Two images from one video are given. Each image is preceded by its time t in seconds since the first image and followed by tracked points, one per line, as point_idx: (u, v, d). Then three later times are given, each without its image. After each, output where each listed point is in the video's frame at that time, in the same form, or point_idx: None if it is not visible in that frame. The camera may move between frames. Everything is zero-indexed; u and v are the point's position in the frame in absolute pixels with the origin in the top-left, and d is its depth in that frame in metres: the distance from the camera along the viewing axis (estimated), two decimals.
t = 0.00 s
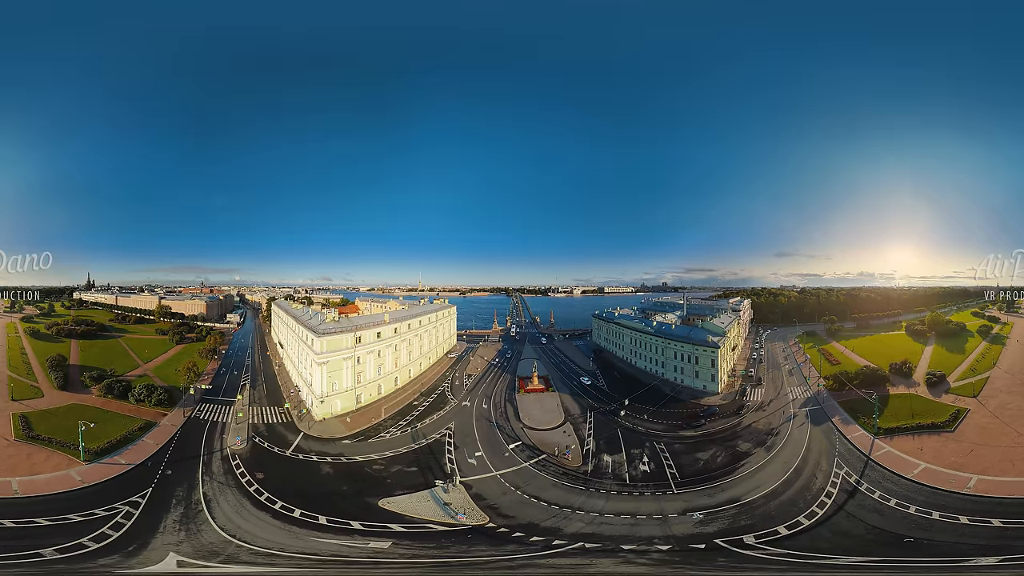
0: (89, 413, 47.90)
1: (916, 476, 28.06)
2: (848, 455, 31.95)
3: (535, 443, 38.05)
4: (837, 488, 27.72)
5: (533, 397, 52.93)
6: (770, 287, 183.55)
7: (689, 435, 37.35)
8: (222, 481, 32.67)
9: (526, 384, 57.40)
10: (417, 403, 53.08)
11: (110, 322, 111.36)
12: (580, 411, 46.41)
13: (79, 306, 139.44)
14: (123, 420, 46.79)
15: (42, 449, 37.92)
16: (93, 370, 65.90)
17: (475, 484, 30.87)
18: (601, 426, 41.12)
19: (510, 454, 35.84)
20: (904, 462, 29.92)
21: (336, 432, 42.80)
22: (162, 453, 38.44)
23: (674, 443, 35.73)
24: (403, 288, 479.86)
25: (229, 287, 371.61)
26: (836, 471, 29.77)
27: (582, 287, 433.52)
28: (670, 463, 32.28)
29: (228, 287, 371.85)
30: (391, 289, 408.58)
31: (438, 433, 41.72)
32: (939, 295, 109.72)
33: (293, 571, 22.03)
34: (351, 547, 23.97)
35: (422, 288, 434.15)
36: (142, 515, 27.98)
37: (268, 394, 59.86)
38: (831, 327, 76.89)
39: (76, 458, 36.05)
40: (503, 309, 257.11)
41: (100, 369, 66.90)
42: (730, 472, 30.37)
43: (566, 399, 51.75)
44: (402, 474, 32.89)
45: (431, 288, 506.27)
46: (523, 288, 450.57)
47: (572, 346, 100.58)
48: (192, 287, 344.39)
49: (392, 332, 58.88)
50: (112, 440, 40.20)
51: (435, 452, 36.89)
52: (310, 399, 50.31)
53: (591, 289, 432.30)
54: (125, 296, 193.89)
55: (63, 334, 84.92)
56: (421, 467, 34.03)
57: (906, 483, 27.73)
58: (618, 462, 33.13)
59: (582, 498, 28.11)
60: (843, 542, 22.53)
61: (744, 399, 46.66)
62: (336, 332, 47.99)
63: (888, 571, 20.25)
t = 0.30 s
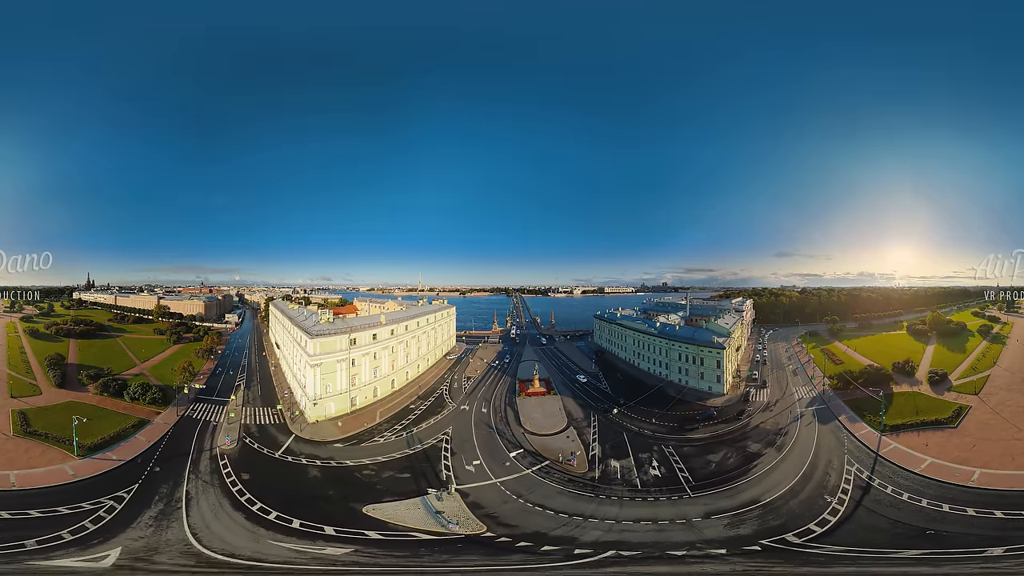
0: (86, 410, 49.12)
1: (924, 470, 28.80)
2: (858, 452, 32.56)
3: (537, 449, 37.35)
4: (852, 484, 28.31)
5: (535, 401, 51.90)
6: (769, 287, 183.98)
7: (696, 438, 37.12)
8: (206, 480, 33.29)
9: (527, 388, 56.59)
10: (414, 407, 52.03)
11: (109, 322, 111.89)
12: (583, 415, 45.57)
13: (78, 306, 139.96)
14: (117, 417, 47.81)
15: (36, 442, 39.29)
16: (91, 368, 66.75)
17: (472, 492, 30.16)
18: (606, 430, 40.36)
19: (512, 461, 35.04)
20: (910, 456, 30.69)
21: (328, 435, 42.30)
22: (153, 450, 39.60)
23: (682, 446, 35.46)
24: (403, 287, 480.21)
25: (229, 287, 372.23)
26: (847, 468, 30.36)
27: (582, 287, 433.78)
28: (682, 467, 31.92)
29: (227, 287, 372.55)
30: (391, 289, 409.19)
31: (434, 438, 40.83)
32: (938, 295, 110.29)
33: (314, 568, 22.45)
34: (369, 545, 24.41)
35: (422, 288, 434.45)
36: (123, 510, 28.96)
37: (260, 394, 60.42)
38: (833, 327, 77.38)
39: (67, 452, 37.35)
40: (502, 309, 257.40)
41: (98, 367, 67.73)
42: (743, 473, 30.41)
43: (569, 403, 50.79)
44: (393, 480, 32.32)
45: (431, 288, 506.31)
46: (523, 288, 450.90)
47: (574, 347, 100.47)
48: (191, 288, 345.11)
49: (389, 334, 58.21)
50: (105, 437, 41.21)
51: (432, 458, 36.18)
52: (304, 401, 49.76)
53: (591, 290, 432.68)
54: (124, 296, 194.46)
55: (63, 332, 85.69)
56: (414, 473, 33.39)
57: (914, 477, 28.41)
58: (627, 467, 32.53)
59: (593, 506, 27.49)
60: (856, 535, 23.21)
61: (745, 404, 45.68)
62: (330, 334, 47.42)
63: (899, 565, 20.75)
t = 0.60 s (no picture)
0: (83, 407, 50.33)
1: (931, 465, 29.68)
2: (866, 449, 33.29)
3: (539, 454, 36.69)
4: (865, 480, 28.96)
5: (535, 406, 51.09)
6: (769, 287, 184.67)
7: (704, 441, 36.99)
8: (191, 478, 33.99)
9: (528, 392, 55.87)
10: (411, 411, 51.15)
11: (108, 322, 112.43)
12: (587, 420, 44.71)
13: (77, 306, 140.50)
14: (112, 415, 48.96)
15: (33, 438, 40.81)
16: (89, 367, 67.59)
17: (468, 501, 29.46)
18: (612, 436, 39.65)
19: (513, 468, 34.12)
20: (916, 452, 31.59)
21: (320, 438, 42.08)
22: (145, 448, 40.62)
23: (692, 450, 35.32)
24: (403, 287, 481.18)
25: (228, 287, 372.77)
26: (858, 465, 31.02)
27: (582, 287, 434.18)
28: (694, 471, 31.76)
29: (227, 287, 373.38)
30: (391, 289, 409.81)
31: (431, 444, 40.09)
32: (938, 296, 110.75)
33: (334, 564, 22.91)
34: (388, 541, 25.06)
35: (422, 287, 435.14)
36: (107, 504, 30.08)
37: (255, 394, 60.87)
38: (835, 327, 77.85)
39: (63, 448, 38.89)
40: (502, 310, 257.93)
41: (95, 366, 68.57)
42: (758, 475, 30.60)
43: (572, 407, 50.02)
44: (384, 486, 31.81)
45: (432, 287, 506.61)
46: (523, 288, 451.66)
47: (575, 349, 100.42)
48: (191, 287, 346.04)
49: (386, 335, 57.55)
50: (100, 433, 42.67)
51: (427, 464, 35.56)
52: (298, 402, 49.55)
53: (591, 290, 433.04)
54: (123, 296, 195.13)
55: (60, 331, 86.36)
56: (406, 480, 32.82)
57: (922, 471, 29.30)
58: (637, 472, 32.07)
59: (607, 513, 26.88)
60: (873, 529, 23.96)
61: (747, 409, 45.02)
62: (323, 336, 46.94)
63: (909, 559, 21.28)
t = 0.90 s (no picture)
0: (80, 404, 51.47)
1: (937, 459, 30.53)
2: (874, 446, 33.93)
3: (542, 461, 35.67)
4: (876, 476, 29.69)
5: (536, 409, 49.87)
6: (768, 287, 185.63)
7: (712, 442, 36.97)
8: (178, 476, 34.73)
9: (530, 395, 54.86)
10: (407, 415, 49.93)
11: (106, 322, 112.93)
12: (591, 424, 43.60)
13: (76, 306, 140.83)
14: (107, 412, 50.07)
15: (31, 433, 42.27)
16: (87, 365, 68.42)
17: (464, 510, 28.45)
18: (618, 440, 38.63)
19: (514, 477, 32.77)
20: (923, 447, 32.41)
21: (311, 441, 41.35)
22: (136, 445, 41.55)
23: (702, 452, 35.03)
24: (403, 287, 481.93)
25: (228, 287, 373.25)
26: (867, 461, 31.74)
27: (582, 287, 435.24)
28: (707, 473, 31.43)
29: (226, 286, 373.77)
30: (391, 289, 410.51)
31: (428, 448, 39.12)
32: (937, 296, 111.51)
33: (355, 560, 23.39)
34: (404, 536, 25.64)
35: (422, 288, 435.79)
36: (93, 499, 31.07)
37: (250, 394, 61.10)
38: (837, 327, 78.42)
39: (59, 443, 40.38)
40: (502, 310, 258.69)
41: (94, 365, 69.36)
42: (773, 474, 30.84)
43: (575, 411, 49.01)
44: (370, 491, 31.04)
45: (431, 287, 507.97)
46: (523, 288, 452.38)
47: (576, 350, 100.47)
48: (191, 288, 347.50)
49: (381, 337, 56.50)
50: (95, 429, 44.05)
51: (421, 470, 34.65)
52: (291, 404, 48.72)
53: (591, 291, 433.96)
54: (122, 296, 195.53)
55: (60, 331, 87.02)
56: (396, 485, 32.00)
57: (928, 466, 30.15)
58: (648, 477, 31.34)
59: (626, 520, 26.12)
60: (889, 523, 24.71)
61: (751, 412, 44.57)
62: (315, 337, 45.99)
63: (919, 555, 21.83)
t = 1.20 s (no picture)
0: (76, 401, 52.33)
1: (943, 454, 31.13)
2: (882, 443, 34.27)
3: (544, 468, 34.24)
4: (886, 472, 30.17)
5: (538, 414, 48.27)
6: (769, 287, 186.01)
7: (722, 443, 36.70)
8: (165, 473, 35.29)
9: (530, 399, 53.27)
10: (402, 419, 48.47)
11: (105, 322, 113.40)
12: (595, 429, 42.27)
13: (75, 307, 141.27)
14: (103, 409, 50.90)
15: (28, 428, 43.67)
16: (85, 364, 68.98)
17: (456, 518, 27.43)
18: (625, 445, 37.41)
19: (514, 488, 31.03)
20: (928, 442, 32.93)
21: (302, 444, 40.66)
22: (129, 442, 42.34)
23: (712, 455, 34.51)
24: (403, 287, 482.77)
25: (228, 287, 373.68)
26: (877, 458, 32.18)
27: (582, 287, 435.01)
28: (721, 476, 30.95)
29: (226, 286, 374.06)
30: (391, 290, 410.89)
31: (422, 454, 37.78)
32: (937, 296, 111.86)
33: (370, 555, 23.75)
34: (414, 533, 25.99)
35: (422, 288, 436.17)
36: (80, 494, 31.97)
37: (243, 395, 60.96)
38: (838, 327, 78.72)
39: (54, 437, 41.70)
40: (502, 311, 258.74)
41: (91, 364, 69.83)
42: (787, 474, 30.87)
43: (577, 415, 47.72)
44: (354, 497, 30.34)
45: (431, 287, 508.82)
46: (523, 288, 452.67)
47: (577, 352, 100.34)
48: (190, 288, 348.52)
49: (377, 339, 55.11)
50: (89, 425, 45.13)
51: (415, 475, 33.65)
52: (284, 405, 48.18)
53: (591, 291, 434.36)
54: (122, 296, 195.96)
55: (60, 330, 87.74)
56: (385, 492, 31.10)
57: (935, 460, 30.71)
58: (660, 483, 30.49)
59: (651, 528, 25.29)
60: (909, 517, 25.13)
61: (758, 412, 44.63)
62: (309, 339, 45.05)
63: (926, 548, 22.31)
